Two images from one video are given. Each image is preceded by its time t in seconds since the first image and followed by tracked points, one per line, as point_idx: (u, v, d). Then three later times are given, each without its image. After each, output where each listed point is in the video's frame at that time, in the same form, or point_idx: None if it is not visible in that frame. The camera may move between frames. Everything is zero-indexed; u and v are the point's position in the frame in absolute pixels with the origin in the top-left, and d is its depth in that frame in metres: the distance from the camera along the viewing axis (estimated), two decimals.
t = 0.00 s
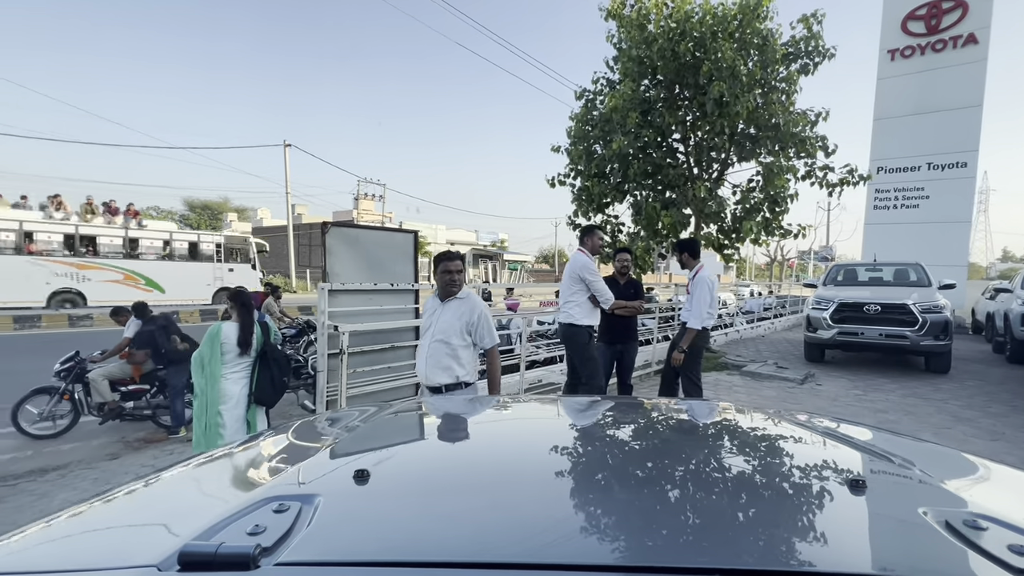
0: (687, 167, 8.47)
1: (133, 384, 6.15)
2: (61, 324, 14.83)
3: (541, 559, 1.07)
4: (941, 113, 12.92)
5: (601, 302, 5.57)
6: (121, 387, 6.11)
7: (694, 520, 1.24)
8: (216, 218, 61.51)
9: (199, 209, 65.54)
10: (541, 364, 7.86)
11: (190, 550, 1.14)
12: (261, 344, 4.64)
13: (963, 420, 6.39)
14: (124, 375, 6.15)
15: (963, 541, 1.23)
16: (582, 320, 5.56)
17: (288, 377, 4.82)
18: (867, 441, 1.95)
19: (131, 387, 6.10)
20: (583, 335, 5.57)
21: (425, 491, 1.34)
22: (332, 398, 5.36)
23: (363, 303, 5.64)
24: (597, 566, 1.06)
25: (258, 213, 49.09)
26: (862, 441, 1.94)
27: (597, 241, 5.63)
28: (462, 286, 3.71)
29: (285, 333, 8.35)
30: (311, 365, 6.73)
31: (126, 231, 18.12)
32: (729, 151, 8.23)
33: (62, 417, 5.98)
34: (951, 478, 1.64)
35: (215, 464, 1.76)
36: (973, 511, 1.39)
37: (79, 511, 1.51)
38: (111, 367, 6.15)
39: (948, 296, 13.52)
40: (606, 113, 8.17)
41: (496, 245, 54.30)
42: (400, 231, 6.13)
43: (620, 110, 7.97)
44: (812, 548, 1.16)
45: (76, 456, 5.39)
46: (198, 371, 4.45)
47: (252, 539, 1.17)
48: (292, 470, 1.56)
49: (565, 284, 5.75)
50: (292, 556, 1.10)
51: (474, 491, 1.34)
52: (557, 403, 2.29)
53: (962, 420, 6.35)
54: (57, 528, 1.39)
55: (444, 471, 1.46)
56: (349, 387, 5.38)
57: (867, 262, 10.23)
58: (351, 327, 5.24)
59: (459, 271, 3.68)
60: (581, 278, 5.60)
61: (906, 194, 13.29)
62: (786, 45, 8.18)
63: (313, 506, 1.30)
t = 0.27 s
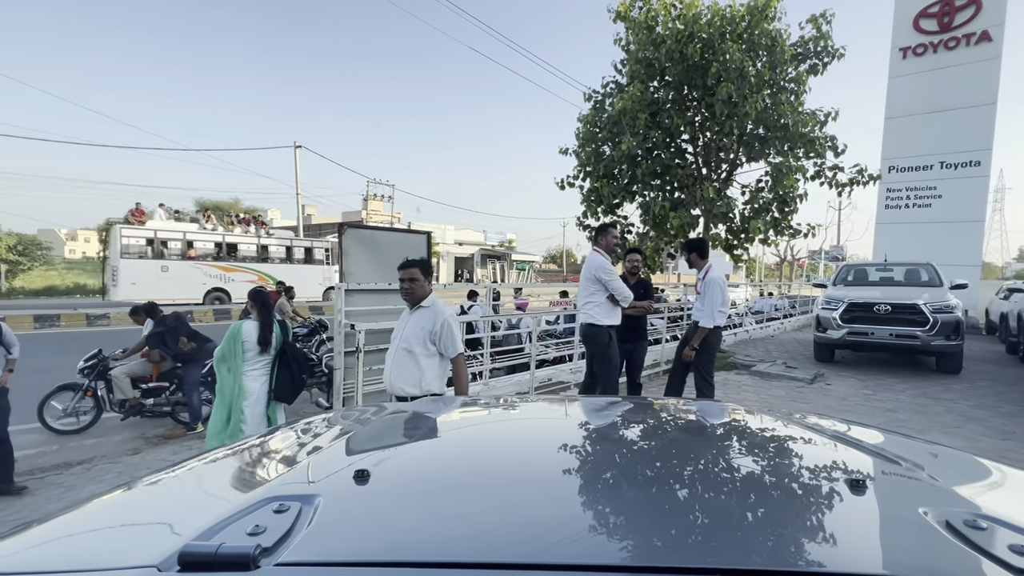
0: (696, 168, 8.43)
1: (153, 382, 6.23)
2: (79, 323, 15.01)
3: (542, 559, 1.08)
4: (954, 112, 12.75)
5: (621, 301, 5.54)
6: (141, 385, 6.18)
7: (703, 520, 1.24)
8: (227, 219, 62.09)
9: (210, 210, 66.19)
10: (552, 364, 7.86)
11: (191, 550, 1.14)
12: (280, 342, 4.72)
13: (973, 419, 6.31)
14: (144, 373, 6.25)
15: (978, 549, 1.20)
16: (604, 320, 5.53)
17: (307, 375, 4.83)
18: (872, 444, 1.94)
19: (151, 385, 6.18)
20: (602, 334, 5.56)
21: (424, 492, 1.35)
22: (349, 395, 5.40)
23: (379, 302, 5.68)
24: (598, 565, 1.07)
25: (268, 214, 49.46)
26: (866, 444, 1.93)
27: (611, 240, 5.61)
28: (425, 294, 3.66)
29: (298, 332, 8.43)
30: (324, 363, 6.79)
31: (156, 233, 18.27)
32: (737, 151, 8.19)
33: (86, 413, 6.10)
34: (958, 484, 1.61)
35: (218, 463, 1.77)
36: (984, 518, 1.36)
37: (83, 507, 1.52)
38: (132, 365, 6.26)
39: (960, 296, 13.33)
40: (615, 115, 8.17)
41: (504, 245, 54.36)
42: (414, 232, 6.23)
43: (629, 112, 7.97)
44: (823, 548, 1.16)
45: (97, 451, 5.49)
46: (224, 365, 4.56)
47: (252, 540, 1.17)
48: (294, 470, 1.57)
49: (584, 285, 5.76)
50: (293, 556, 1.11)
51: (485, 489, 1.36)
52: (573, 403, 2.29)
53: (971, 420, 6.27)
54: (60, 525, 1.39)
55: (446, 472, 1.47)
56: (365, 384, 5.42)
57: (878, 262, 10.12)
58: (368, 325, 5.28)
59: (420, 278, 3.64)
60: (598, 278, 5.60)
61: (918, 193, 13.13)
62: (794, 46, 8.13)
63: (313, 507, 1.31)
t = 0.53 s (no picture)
0: (704, 168, 8.39)
1: (169, 379, 6.37)
2: (95, 322, 15.25)
3: (543, 559, 1.08)
4: (966, 110, 12.58)
5: (635, 301, 5.52)
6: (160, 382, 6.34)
7: (712, 520, 1.25)
8: (237, 220, 62.72)
9: (220, 211, 66.86)
10: (562, 363, 7.85)
11: (192, 550, 1.14)
12: (297, 341, 4.74)
13: (983, 419, 6.23)
14: (161, 370, 6.40)
15: (990, 556, 1.17)
16: (619, 320, 5.55)
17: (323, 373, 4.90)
18: (877, 446, 1.92)
19: (168, 382, 6.33)
20: (617, 334, 5.59)
21: (422, 494, 1.35)
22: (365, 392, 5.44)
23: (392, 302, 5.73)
24: (599, 565, 1.07)
25: (278, 215, 49.87)
26: (871, 446, 1.91)
27: (623, 239, 5.58)
28: (399, 291, 3.66)
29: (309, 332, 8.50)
30: (337, 361, 6.84)
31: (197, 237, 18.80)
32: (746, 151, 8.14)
33: (106, 410, 6.19)
34: (967, 489, 1.58)
35: (219, 464, 1.78)
36: (988, 521, 1.34)
37: (87, 507, 1.53)
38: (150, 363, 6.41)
39: (972, 296, 13.14)
40: (623, 116, 8.17)
41: (511, 245, 54.44)
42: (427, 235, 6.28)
43: (637, 113, 7.97)
44: (831, 548, 1.16)
45: (114, 447, 5.56)
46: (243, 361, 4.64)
47: (254, 539, 1.18)
48: (294, 470, 1.58)
49: (598, 286, 5.79)
50: (293, 556, 1.12)
51: (493, 488, 1.38)
52: (587, 403, 2.29)
53: (981, 420, 6.19)
54: (62, 526, 1.40)
55: (448, 472, 1.48)
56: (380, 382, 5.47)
57: (888, 262, 10.02)
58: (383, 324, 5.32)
59: (394, 276, 3.65)
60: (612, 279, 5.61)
61: (930, 193, 12.97)
62: (802, 46, 8.08)
63: (313, 507, 1.32)
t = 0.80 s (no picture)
0: (711, 169, 8.35)
1: (184, 378, 6.46)
2: (110, 321, 15.45)
3: (544, 559, 1.08)
4: (977, 109, 12.42)
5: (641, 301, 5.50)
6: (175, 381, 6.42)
7: (717, 520, 1.26)
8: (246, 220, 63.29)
9: (229, 212, 67.42)
10: (569, 362, 7.86)
11: (189, 551, 1.13)
12: (313, 339, 4.84)
13: (991, 419, 6.17)
14: (176, 369, 6.47)
15: (1001, 562, 1.15)
16: (627, 320, 5.56)
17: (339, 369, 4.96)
18: (883, 450, 1.89)
19: (183, 380, 6.42)
20: (625, 334, 5.59)
21: (422, 496, 1.34)
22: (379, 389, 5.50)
23: (403, 302, 5.79)
24: (599, 566, 1.07)
25: (286, 215, 50.25)
26: (876, 449, 1.89)
27: (632, 239, 5.57)
28: (369, 298, 3.73)
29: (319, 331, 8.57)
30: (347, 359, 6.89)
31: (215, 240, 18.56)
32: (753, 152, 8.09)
33: (123, 407, 6.29)
34: (976, 494, 1.56)
35: (219, 463, 1.78)
36: (983, 520, 1.34)
37: (90, 504, 1.52)
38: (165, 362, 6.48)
39: (983, 296, 12.99)
40: (630, 118, 8.17)
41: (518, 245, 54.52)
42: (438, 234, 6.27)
43: (644, 116, 7.98)
44: (837, 549, 1.17)
45: (130, 443, 5.64)
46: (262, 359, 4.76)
47: (251, 541, 1.16)
48: (295, 470, 1.57)
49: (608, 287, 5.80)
50: (291, 557, 1.11)
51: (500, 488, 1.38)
52: (592, 403, 2.30)
53: (990, 419, 6.13)
54: (61, 524, 1.39)
55: (450, 471, 1.48)
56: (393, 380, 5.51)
57: (897, 262, 9.93)
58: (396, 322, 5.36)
59: (363, 283, 3.71)
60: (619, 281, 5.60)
61: (940, 192, 12.83)
62: (810, 47, 8.04)
63: (311, 507, 1.31)
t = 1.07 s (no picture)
0: (717, 169, 8.32)
1: (200, 377, 6.51)
2: (122, 321, 15.64)
3: (545, 560, 1.08)
4: (987, 108, 12.29)
5: (647, 300, 5.51)
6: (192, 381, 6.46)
7: (723, 520, 1.26)
8: (254, 221, 64.00)
9: (237, 213, 67.93)
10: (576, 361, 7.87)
11: (186, 552, 1.13)
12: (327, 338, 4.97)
13: (999, 418, 6.11)
14: (192, 369, 6.54)
15: (1006, 565, 1.14)
16: (632, 319, 5.55)
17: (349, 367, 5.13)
18: (888, 453, 1.88)
19: (199, 380, 6.46)
20: (629, 332, 5.58)
21: (422, 496, 1.34)
22: (389, 387, 5.53)
23: (415, 301, 5.82)
24: (599, 565, 1.07)
25: (293, 216, 50.50)
26: (880, 452, 1.88)
27: (639, 240, 5.56)
28: (330, 298, 3.83)
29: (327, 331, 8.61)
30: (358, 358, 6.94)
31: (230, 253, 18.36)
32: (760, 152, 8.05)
33: (140, 405, 6.35)
34: (986, 499, 1.54)
35: (221, 463, 1.79)
36: (984, 521, 1.34)
37: (99, 502, 1.54)
38: (180, 362, 6.57)
39: (992, 296, 12.84)
40: (636, 119, 8.17)
41: (523, 245, 54.60)
42: (447, 235, 6.30)
43: (650, 117, 7.98)
44: (843, 549, 1.17)
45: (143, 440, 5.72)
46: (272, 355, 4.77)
47: (248, 541, 1.16)
48: (295, 470, 1.58)
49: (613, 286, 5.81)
50: (287, 558, 1.11)
51: (507, 487, 1.39)
52: (597, 403, 2.31)
53: (997, 419, 6.07)
54: (65, 523, 1.40)
55: (453, 471, 1.49)
56: (404, 379, 5.55)
57: (905, 262, 9.85)
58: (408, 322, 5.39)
59: (321, 284, 3.82)
60: (623, 280, 5.60)
61: (949, 191, 12.70)
62: (816, 48, 8.00)
63: (308, 508, 1.31)
